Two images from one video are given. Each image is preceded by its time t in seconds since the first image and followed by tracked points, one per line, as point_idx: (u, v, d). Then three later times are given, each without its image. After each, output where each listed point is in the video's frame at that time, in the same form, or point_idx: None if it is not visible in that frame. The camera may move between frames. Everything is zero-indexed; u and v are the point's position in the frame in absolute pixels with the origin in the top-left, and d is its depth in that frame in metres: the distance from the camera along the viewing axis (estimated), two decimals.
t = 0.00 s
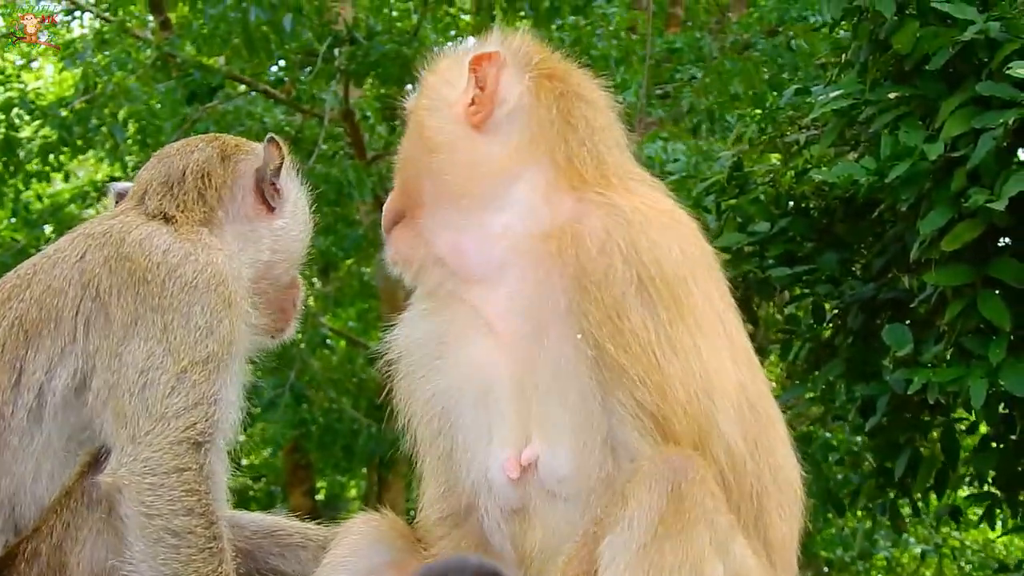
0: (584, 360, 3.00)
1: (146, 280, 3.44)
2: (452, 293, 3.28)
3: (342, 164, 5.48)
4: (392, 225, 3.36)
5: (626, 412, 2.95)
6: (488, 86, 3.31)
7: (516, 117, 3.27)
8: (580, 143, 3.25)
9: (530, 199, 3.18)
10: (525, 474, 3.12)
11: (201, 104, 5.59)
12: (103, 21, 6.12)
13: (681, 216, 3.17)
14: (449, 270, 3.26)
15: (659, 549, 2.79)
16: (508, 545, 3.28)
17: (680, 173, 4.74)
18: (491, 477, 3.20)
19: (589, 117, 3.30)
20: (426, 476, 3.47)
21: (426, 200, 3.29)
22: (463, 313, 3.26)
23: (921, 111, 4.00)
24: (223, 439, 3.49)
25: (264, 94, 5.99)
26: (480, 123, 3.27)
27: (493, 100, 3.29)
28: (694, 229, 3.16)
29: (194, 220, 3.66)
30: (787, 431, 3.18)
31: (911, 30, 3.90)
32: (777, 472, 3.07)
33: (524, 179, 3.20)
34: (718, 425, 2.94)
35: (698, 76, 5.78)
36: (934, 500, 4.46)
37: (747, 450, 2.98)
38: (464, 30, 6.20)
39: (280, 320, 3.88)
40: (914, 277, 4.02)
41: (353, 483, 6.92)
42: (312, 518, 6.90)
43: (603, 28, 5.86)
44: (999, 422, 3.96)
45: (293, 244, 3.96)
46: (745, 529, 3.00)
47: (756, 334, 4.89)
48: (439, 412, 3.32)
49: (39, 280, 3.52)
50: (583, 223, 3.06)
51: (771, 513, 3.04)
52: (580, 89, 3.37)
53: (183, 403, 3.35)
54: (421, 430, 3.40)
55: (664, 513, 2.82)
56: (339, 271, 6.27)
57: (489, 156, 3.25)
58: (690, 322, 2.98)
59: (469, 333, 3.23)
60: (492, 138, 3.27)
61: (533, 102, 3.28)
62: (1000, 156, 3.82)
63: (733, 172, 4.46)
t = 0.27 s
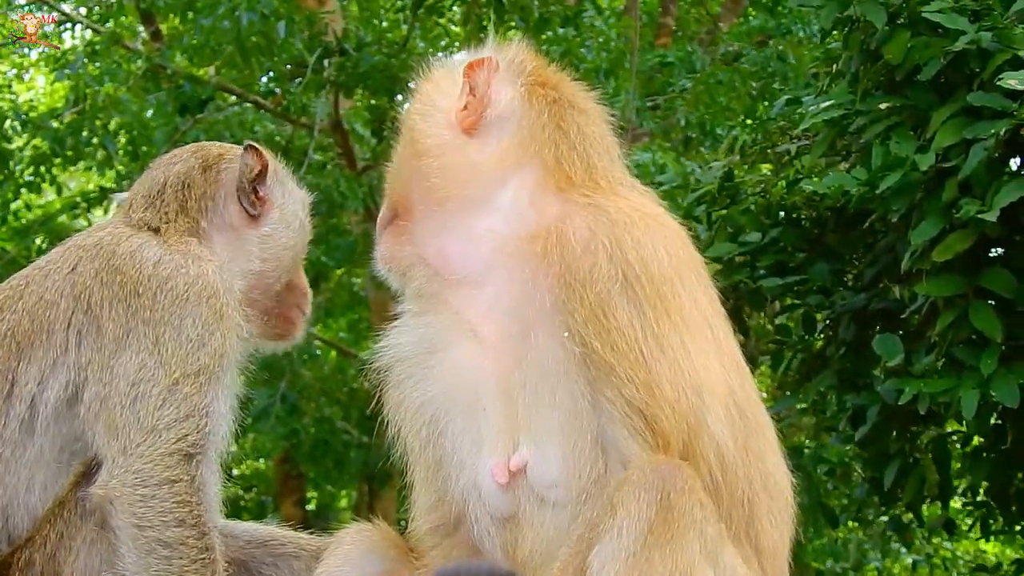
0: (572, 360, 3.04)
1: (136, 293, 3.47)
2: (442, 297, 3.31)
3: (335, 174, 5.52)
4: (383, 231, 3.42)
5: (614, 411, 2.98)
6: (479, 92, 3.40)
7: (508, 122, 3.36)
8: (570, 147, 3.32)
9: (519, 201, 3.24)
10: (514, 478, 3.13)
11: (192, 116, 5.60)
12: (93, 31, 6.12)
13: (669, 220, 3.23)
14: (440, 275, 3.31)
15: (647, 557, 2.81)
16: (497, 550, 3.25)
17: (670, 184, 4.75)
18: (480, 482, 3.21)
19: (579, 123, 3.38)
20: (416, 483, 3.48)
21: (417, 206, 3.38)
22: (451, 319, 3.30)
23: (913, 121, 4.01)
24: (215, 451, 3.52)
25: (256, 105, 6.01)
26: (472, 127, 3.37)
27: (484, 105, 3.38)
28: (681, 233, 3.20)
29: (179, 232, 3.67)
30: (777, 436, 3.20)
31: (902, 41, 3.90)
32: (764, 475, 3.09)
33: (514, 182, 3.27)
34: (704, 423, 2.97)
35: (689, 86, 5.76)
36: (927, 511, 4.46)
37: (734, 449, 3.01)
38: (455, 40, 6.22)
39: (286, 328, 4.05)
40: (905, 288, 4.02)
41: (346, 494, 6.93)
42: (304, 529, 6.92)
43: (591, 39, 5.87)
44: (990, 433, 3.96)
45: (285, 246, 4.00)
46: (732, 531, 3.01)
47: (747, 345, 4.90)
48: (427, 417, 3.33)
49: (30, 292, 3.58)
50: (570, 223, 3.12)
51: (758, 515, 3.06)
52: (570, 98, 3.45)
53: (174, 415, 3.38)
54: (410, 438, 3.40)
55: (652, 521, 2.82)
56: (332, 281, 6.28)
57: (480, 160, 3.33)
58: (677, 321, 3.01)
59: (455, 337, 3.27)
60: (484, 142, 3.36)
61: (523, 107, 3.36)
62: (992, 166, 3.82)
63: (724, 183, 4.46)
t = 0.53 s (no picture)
0: (568, 365, 3.04)
1: (132, 306, 3.50)
2: (440, 302, 3.32)
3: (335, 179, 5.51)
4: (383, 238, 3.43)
5: (609, 416, 2.99)
6: (481, 97, 3.40)
7: (508, 127, 3.36)
8: (570, 153, 3.33)
9: (516, 207, 3.25)
10: (512, 485, 3.11)
11: (190, 122, 5.73)
12: (91, 38, 6.19)
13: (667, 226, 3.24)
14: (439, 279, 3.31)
15: (644, 562, 2.82)
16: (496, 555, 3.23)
17: (670, 190, 4.77)
18: (479, 491, 3.18)
19: (579, 131, 3.38)
20: (414, 490, 3.46)
21: (416, 211, 3.38)
22: (448, 324, 3.29)
23: (912, 127, 4.00)
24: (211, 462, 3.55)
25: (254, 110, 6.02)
26: (473, 132, 3.37)
27: (485, 111, 3.38)
28: (679, 238, 3.21)
29: (148, 231, 3.75)
30: (775, 442, 3.21)
31: (902, 46, 3.89)
32: (763, 480, 3.09)
33: (512, 188, 3.27)
34: (701, 428, 2.98)
35: (688, 92, 5.79)
36: (927, 515, 4.46)
37: (731, 454, 3.01)
38: (453, 45, 6.21)
39: (313, 295, 3.94)
40: (905, 293, 4.02)
41: (344, 499, 6.95)
42: (303, 533, 6.93)
43: (588, 44, 5.87)
44: (990, 437, 3.96)
45: (258, 220, 3.91)
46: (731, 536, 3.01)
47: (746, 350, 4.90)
48: (426, 425, 3.30)
49: (27, 301, 3.60)
50: (565, 228, 3.13)
51: (756, 520, 3.06)
52: (573, 106, 3.45)
53: (173, 425, 3.41)
54: (408, 445, 3.37)
55: (648, 527, 2.84)
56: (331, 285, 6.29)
57: (480, 165, 3.34)
58: (673, 326, 3.02)
59: (452, 342, 3.26)
60: (484, 147, 3.36)
61: (523, 113, 3.37)
62: (992, 171, 3.81)
63: (724, 187, 4.49)
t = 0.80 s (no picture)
0: (569, 368, 3.04)
1: (121, 316, 3.52)
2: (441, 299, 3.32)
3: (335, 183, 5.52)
4: (387, 229, 3.43)
5: (606, 419, 2.99)
6: (495, 94, 3.39)
7: (518, 128, 3.35)
8: (578, 156, 3.31)
9: (521, 207, 3.25)
10: (510, 486, 3.11)
11: (188, 126, 5.71)
12: (90, 42, 6.19)
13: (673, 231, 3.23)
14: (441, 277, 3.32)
15: (642, 564, 2.83)
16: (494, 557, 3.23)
17: (668, 192, 4.75)
18: (477, 492, 3.18)
19: (590, 134, 3.37)
20: (411, 490, 3.46)
21: (422, 206, 3.38)
22: (449, 324, 3.29)
23: (911, 129, 4.00)
24: (200, 471, 3.56)
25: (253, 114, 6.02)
26: (483, 130, 3.36)
27: (498, 108, 3.37)
28: (683, 244, 3.19)
29: (146, 239, 3.76)
30: (773, 449, 3.20)
31: (901, 48, 3.89)
32: (760, 487, 3.09)
33: (516, 190, 3.27)
34: (700, 434, 2.97)
35: (686, 96, 5.79)
36: (927, 518, 4.45)
37: (728, 461, 3.01)
38: (452, 48, 6.21)
39: (329, 290, 3.95)
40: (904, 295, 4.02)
41: (344, 503, 6.95)
42: (303, 537, 6.93)
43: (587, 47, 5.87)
44: (990, 439, 3.96)
45: (266, 221, 3.91)
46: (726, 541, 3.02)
47: (745, 353, 4.90)
48: (424, 425, 3.31)
49: (23, 309, 3.65)
50: (569, 230, 3.12)
51: (752, 526, 3.06)
52: (586, 110, 3.43)
53: (158, 436, 3.42)
54: (406, 443, 3.37)
55: (646, 529, 2.84)
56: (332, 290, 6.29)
57: (486, 164, 3.33)
58: (673, 332, 3.01)
59: (452, 343, 3.26)
60: (493, 145, 3.36)
61: (536, 113, 3.36)
62: (990, 173, 3.81)
63: (722, 190, 4.49)
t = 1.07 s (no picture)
0: (570, 367, 3.05)
1: (107, 319, 3.56)
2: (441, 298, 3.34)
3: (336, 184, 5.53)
4: (383, 223, 3.43)
5: (608, 418, 3.00)
6: (497, 93, 3.40)
7: (521, 127, 3.36)
8: (581, 156, 3.31)
9: (521, 206, 3.25)
10: (508, 485, 3.12)
11: (187, 129, 5.74)
12: (90, 43, 6.20)
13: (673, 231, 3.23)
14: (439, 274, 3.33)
15: (638, 565, 2.83)
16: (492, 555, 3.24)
17: (668, 193, 4.75)
18: (474, 491, 3.19)
19: (593, 135, 3.37)
20: (409, 489, 3.47)
21: (421, 200, 3.38)
22: (448, 323, 3.30)
23: (911, 130, 4.01)
24: (191, 473, 3.59)
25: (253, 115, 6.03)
26: (485, 129, 3.37)
27: (500, 107, 3.38)
28: (683, 245, 3.20)
29: (139, 243, 3.78)
30: (773, 450, 3.21)
31: (900, 49, 3.90)
32: (759, 488, 3.10)
33: (516, 189, 3.28)
34: (698, 433, 2.98)
35: (687, 99, 5.84)
36: (927, 520, 4.46)
37: (728, 461, 3.01)
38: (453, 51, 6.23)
39: (332, 291, 3.94)
40: (904, 296, 4.03)
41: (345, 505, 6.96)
42: (304, 539, 6.94)
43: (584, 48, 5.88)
44: (990, 440, 3.96)
45: (268, 225, 3.93)
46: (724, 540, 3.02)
47: (745, 355, 4.90)
48: (422, 423, 3.32)
49: (11, 313, 3.69)
50: (569, 230, 3.12)
51: (751, 525, 3.07)
52: (588, 110, 3.44)
53: (146, 438, 3.46)
54: (405, 442, 3.39)
55: (643, 528, 2.85)
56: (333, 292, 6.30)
57: (487, 163, 3.34)
58: (672, 332, 3.02)
59: (451, 341, 3.27)
60: (494, 144, 3.37)
61: (538, 111, 3.36)
62: (989, 173, 3.82)
63: (722, 192, 4.49)
